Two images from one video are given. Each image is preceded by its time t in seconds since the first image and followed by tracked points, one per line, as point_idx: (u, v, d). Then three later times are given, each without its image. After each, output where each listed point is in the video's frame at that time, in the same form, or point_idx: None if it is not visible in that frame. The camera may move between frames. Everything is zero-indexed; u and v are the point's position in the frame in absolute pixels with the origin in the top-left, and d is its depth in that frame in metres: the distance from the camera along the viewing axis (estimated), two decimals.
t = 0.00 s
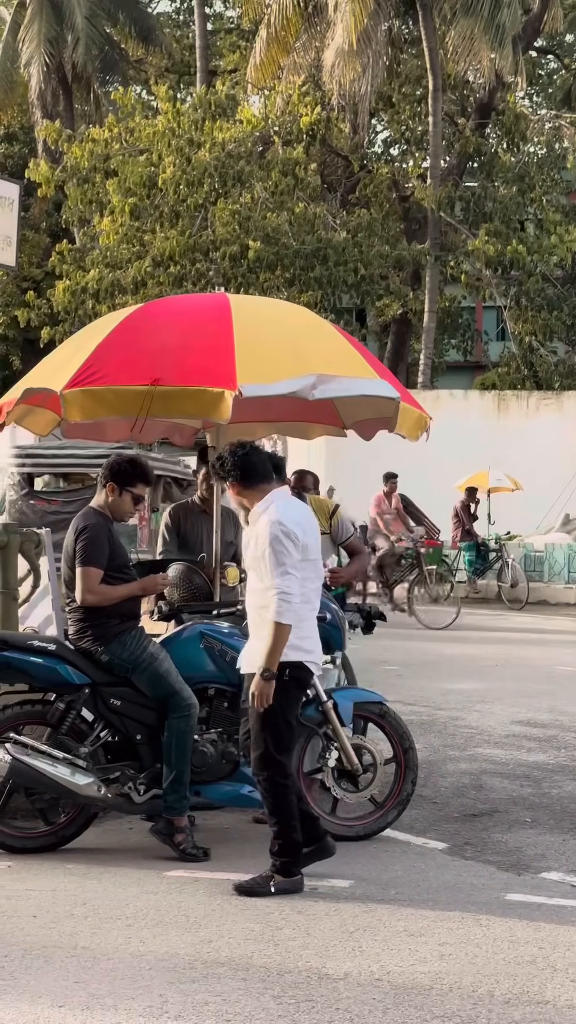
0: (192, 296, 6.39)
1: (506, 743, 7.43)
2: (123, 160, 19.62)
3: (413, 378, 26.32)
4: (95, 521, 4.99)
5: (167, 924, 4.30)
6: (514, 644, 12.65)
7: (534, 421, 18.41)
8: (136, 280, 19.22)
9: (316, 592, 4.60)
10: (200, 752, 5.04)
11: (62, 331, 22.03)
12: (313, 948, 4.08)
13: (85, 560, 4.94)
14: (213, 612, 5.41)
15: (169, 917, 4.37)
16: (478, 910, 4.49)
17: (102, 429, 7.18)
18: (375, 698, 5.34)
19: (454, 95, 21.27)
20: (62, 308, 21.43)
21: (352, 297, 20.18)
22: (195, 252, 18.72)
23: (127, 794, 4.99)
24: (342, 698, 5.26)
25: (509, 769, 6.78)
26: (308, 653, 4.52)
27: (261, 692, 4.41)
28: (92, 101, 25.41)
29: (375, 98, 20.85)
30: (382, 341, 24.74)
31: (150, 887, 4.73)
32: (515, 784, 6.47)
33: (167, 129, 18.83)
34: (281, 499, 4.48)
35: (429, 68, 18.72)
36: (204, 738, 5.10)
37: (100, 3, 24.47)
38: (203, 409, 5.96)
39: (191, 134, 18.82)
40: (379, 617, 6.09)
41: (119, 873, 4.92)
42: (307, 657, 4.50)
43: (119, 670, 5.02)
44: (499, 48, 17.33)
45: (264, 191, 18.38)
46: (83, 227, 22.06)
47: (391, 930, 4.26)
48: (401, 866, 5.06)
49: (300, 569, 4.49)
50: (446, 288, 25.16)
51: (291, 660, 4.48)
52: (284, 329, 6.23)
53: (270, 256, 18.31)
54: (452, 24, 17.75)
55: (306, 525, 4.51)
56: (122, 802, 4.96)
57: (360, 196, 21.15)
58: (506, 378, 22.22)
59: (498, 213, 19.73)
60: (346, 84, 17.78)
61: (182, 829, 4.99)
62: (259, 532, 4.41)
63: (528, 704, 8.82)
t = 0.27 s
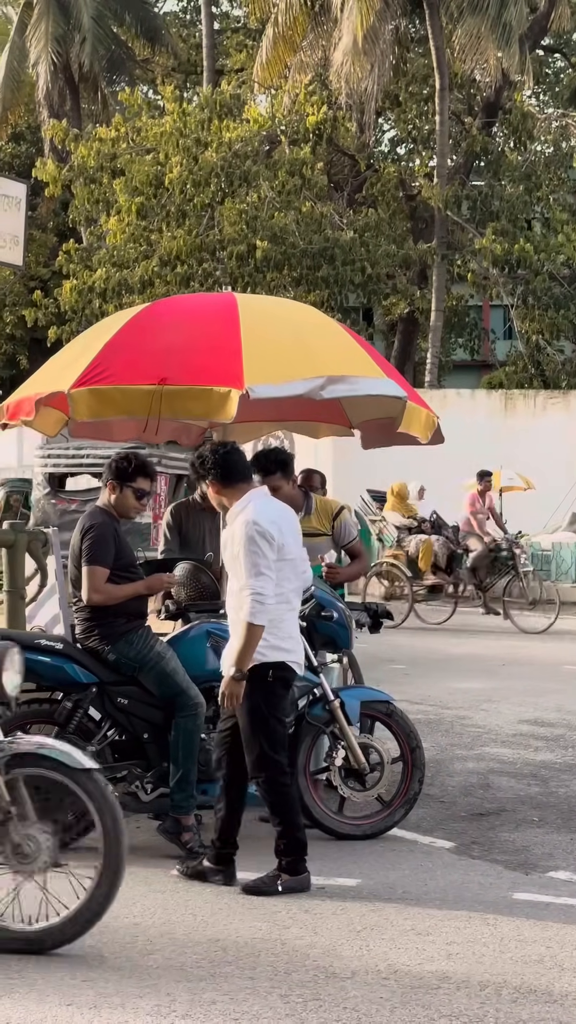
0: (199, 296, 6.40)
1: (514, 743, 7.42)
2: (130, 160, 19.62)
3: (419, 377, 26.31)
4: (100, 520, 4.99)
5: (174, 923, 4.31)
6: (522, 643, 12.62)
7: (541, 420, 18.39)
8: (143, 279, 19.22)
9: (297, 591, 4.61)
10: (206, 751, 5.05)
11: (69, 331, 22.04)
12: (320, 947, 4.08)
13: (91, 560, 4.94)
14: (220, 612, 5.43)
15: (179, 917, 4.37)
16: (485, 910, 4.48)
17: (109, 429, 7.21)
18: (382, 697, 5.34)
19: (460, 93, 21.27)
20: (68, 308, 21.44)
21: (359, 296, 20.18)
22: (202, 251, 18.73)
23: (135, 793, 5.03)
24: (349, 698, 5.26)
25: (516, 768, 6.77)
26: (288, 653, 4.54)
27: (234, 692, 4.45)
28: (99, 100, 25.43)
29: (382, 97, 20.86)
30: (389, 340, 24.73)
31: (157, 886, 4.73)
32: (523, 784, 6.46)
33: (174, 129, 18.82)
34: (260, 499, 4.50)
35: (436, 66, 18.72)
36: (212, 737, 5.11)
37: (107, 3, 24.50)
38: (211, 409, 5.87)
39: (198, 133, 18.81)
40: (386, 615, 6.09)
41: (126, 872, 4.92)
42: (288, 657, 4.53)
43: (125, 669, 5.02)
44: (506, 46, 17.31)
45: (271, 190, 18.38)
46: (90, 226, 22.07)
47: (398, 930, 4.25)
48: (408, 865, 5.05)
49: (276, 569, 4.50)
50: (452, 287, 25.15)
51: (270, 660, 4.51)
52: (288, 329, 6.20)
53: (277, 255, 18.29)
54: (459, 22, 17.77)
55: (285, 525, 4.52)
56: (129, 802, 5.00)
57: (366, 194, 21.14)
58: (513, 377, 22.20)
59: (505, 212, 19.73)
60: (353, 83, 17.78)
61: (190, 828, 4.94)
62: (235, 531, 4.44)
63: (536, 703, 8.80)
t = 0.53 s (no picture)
0: (207, 296, 6.41)
1: (523, 742, 7.41)
2: (138, 159, 19.63)
3: (429, 376, 26.30)
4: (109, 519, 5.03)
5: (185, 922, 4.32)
6: (530, 641, 12.60)
7: (550, 418, 18.35)
8: (152, 279, 19.23)
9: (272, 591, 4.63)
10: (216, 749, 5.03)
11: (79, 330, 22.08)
12: (329, 946, 4.08)
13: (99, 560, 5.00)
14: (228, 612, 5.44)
15: (190, 917, 4.36)
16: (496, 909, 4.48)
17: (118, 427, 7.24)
18: (391, 697, 5.34)
19: (469, 91, 21.27)
20: (77, 307, 21.49)
21: (368, 295, 20.16)
22: (210, 250, 18.75)
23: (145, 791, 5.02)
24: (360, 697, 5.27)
25: (527, 767, 6.75)
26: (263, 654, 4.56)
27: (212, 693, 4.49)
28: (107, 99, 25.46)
29: (390, 95, 20.86)
30: (398, 338, 24.73)
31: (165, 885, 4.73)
32: (533, 782, 6.45)
33: (183, 128, 18.82)
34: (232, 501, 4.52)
35: (445, 64, 18.69)
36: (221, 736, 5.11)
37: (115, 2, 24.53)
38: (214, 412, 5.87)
39: (207, 131, 18.80)
40: (394, 615, 6.09)
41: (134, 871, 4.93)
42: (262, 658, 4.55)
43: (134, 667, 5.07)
44: (515, 44, 17.27)
45: (279, 189, 18.37)
46: (99, 225, 22.09)
47: (407, 929, 4.24)
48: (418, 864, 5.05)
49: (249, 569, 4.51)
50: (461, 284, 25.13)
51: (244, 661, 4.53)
52: (291, 329, 6.18)
53: (285, 255, 18.27)
54: (468, 20, 17.76)
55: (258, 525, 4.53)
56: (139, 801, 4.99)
57: (375, 193, 21.12)
58: (522, 375, 22.18)
59: (514, 210, 19.71)
60: (362, 83, 17.75)
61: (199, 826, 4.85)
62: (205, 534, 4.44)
63: (546, 701, 8.80)
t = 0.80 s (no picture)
0: (219, 293, 6.41)
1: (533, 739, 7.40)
2: (148, 158, 19.62)
3: (438, 374, 26.28)
4: (120, 515, 5.14)
5: (194, 918, 4.34)
6: (540, 640, 12.60)
7: (561, 416, 18.29)
8: (162, 278, 19.22)
9: (238, 591, 4.62)
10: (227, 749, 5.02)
11: (89, 329, 22.10)
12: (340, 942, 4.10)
13: (111, 554, 5.10)
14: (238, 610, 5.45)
15: (200, 912, 4.39)
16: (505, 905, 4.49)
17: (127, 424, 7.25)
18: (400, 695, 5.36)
19: (479, 88, 21.24)
20: (87, 306, 21.51)
21: (378, 293, 20.14)
22: (221, 250, 18.75)
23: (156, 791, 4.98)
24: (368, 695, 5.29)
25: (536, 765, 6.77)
26: (223, 654, 4.56)
27: (173, 691, 4.51)
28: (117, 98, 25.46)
29: (400, 93, 20.85)
30: (408, 336, 24.70)
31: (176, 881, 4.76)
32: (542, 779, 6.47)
33: (193, 127, 18.80)
34: (198, 501, 4.53)
35: (454, 62, 18.64)
36: (232, 734, 5.11)
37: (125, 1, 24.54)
38: (222, 412, 5.86)
39: (217, 130, 18.79)
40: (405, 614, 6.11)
41: (145, 867, 4.95)
42: (222, 658, 4.55)
43: (142, 665, 5.16)
44: (525, 42, 17.22)
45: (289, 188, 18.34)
46: (108, 224, 22.08)
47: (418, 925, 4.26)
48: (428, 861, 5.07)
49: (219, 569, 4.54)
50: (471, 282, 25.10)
51: (204, 659, 4.55)
52: (298, 328, 6.16)
53: (295, 254, 18.26)
54: (478, 17, 17.72)
55: (224, 524, 4.53)
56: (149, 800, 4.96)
57: (384, 191, 21.10)
58: (532, 374, 22.15)
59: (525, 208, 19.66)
60: (372, 81, 17.71)
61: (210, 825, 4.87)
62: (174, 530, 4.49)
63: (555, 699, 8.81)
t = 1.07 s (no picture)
0: (232, 291, 6.42)
1: (546, 736, 7.42)
2: (160, 156, 19.63)
3: (450, 372, 26.25)
4: (134, 514, 5.13)
5: (208, 916, 4.33)
6: (553, 638, 12.59)
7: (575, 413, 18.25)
8: (174, 275, 19.20)
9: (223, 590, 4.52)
10: (240, 745, 5.04)
11: (101, 327, 22.12)
12: (354, 940, 4.09)
13: (124, 553, 5.10)
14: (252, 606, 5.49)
15: (214, 912, 4.38)
16: (519, 904, 4.49)
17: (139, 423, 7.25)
18: (414, 692, 5.35)
19: (492, 85, 21.22)
20: (100, 304, 21.54)
21: (391, 290, 20.11)
22: (233, 248, 18.77)
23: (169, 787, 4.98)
24: (381, 692, 5.27)
25: (549, 762, 6.76)
26: (205, 653, 4.47)
27: (153, 688, 4.44)
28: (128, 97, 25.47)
29: (412, 90, 20.85)
30: (420, 334, 24.67)
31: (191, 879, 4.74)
32: (555, 777, 6.45)
33: (205, 124, 18.78)
34: (181, 499, 4.45)
35: (466, 59, 18.62)
36: (243, 731, 5.11)
37: None
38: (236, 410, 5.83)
39: (229, 128, 18.79)
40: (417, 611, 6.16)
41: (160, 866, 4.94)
42: (202, 657, 4.47)
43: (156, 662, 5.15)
44: (537, 39, 17.17)
45: (302, 185, 18.33)
46: (120, 222, 22.10)
47: (432, 924, 4.26)
48: (441, 859, 5.06)
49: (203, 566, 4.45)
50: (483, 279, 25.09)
51: (187, 657, 4.47)
52: (313, 329, 6.16)
53: (307, 251, 18.24)
54: (490, 14, 17.72)
55: (206, 522, 4.44)
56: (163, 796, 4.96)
57: (396, 189, 21.07)
58: (545, 371, 22.11)
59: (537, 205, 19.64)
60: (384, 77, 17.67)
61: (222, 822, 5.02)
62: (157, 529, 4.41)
63: (567, 697, 8.80)
